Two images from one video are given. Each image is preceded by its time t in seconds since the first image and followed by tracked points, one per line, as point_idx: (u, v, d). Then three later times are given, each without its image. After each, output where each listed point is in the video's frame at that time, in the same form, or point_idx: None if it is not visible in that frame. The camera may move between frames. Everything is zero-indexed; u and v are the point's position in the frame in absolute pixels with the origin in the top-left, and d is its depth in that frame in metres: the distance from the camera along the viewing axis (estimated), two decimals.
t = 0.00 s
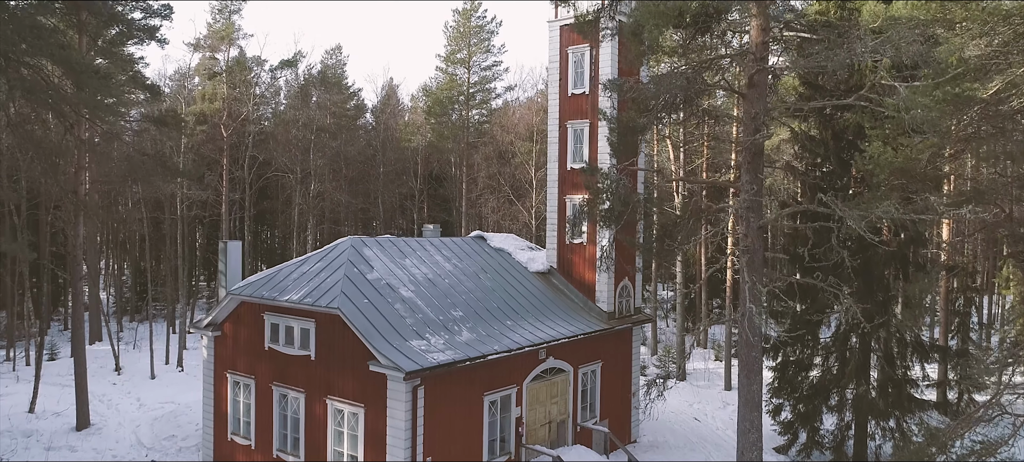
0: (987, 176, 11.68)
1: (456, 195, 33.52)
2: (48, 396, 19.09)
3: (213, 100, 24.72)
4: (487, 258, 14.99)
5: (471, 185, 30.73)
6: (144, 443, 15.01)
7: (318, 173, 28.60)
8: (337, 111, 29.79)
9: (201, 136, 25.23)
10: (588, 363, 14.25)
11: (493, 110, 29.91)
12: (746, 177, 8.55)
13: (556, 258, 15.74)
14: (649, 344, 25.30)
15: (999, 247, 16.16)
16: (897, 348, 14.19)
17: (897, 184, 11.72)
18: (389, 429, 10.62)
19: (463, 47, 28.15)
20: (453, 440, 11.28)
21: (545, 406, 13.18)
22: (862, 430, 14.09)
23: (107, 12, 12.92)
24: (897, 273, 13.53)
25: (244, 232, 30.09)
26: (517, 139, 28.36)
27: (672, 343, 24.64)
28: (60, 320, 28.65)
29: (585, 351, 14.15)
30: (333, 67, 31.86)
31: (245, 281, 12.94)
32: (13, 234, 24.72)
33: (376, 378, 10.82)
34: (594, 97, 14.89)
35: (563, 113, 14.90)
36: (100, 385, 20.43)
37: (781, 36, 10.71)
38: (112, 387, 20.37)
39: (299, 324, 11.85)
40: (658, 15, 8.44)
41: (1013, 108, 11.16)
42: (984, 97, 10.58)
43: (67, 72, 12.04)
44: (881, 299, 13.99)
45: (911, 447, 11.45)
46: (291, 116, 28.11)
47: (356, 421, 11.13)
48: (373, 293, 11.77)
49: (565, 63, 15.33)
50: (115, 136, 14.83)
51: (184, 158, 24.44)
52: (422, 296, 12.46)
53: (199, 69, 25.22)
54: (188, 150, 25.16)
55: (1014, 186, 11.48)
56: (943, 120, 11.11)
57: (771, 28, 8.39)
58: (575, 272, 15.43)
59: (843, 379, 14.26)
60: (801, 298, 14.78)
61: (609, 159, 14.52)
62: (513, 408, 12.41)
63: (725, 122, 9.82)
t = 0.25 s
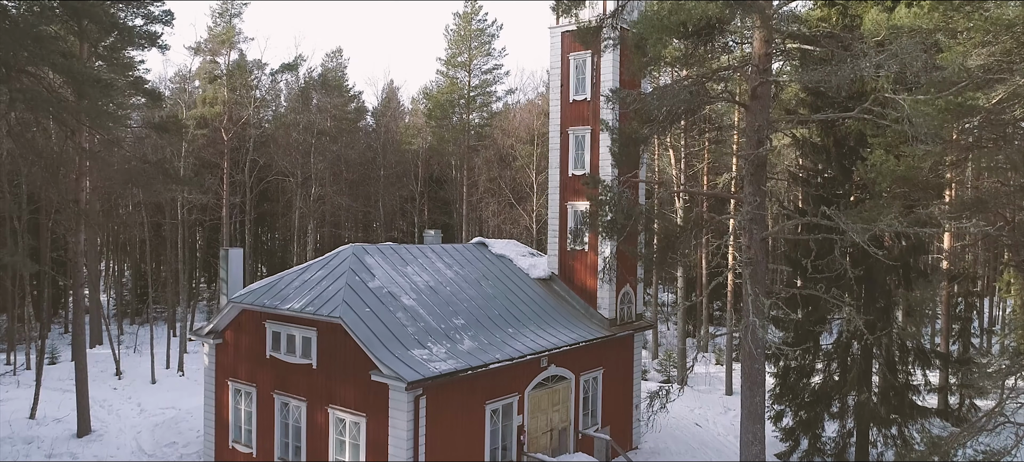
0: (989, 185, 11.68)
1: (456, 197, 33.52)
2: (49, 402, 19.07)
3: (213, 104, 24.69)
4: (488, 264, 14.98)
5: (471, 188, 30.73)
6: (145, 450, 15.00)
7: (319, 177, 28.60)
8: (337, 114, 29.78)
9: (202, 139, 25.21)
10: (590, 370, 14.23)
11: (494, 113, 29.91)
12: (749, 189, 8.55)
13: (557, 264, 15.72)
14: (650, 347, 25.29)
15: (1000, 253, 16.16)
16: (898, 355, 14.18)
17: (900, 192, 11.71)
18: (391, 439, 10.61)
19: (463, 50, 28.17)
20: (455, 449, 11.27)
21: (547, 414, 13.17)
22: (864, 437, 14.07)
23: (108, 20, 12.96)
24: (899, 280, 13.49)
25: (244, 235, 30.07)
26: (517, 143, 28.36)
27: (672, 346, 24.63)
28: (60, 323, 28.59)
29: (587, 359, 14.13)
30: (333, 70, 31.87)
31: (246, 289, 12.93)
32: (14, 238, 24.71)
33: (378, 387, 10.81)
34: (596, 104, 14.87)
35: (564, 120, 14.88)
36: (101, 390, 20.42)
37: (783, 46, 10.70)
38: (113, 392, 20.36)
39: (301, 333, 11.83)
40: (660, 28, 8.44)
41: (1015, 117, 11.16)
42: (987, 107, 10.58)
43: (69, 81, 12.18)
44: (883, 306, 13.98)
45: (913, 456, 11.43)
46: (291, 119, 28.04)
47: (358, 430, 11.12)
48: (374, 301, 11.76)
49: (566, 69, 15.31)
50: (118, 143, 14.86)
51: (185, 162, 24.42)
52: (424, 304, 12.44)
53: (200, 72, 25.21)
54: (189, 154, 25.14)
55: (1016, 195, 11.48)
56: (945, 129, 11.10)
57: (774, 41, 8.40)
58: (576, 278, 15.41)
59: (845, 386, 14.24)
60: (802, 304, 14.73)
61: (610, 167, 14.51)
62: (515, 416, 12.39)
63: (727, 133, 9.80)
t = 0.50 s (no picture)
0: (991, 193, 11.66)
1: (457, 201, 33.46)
2: (50, 407, 19.07)
3: (213, 108, 24.63)
4: (489, 271, 14.97)
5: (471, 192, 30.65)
6: (145, 457, 14.99)
7: (319, 180, 28.55)
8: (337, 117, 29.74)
9: (202, 143, 25.16)
10: (591, 377, 14.21)
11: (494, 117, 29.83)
12: (752, 201, 8.56)
13: (558, 270, 15.71)
14: (651, 351, 25.25)
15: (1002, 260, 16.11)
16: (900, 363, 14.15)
17: (900, 201, 11.71)
18: (392, 449, 10.60)
19: (464, 53, 28.12)
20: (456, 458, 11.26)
21: (548, 422, 13.15)
22: (865, 444, 14.06)
23: (109, 29, 13.02)
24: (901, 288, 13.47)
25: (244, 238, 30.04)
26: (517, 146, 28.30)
27: (673, 350, 24.61)
28: (60, 326, 28.55)
29: (588, 366, 14.11)
30: (333, 73, 31.81)
31: (247, 297, 12.93)
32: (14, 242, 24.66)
33: (379, 397, 10.79)
34: (597, 111, 14.85)
35: (565, 126, 14.86)
36: (101, 395, 20.40)
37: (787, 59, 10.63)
38: (113, 397, 20.34)
39: (302, 341, 11.82)
40: (663, 40, 8.42)
41: (1018, 126, 11.13)
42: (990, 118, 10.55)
43: (71, 91, 12.33)
44: (884, 314, 13.94)
45: None
46: (290, 122, 27.97)
47: (359, 440, 11.10)
48: (376, 310, 11.74)
49: (568, 76, 15.29)
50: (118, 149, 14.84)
51: (186, 166, 24.38)
52: (425, 312, 12.44)
53: (200, 76, 25.15)
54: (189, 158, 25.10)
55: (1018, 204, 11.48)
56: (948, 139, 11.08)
57: (777, 54, 8.38)
58: (577, 285, 15.40)
59: (846, 393, 14.20)
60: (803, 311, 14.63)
61: (611, 174, 14.49)
62: (516, 424, 12.38)
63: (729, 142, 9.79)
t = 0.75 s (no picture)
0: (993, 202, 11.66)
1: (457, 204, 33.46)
2: (51, 413, 19.06)
3: (214, 112, 24.59)
4: (490, 278, 14.96)
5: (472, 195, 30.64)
6: None
7: (319, 184, 28.51)
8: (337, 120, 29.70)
9: (203, 147, 25.14)
10: (592, 384, 14.20)
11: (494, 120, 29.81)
12: (754, 213, 8.56)
13: (560, 277, 15.70)
14: (652, 355, 25.24)
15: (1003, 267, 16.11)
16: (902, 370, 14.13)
17: (902, 210, 11.69)
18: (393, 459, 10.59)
19: (464, 57, 28.10)
20: None
21: (550, 429, 13.15)
22: (867, 452, 14.05)
23: (110, 37, 13.03)
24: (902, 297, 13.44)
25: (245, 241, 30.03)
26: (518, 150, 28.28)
27: (674, 354, 24.59)
28: (60, 329, 28.51)
29: (589, 373, 14.10)
30: (334, 76, 31.79)
31: (248, 305, 12.92)
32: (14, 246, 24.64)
33: (380, 406, 10.78)
34: (599, 118, 14.82)
35: (567, 133, 14.84)
36: (102, 400, 20.40)
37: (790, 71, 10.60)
38: (114, 402, 20.34)
39: (303, 350, 11.81)
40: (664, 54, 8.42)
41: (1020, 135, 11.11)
42: (993, 129, 10.54)
43: (72, 100, 12.40)
44: (886, 321, 13.92)
45: None
46: (289, 126, 27.95)
47: (361, 449, 11.09)
48: (377, 319, 11.73)
49: (569, 83, 15.26)
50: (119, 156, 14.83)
51: (186, 171, 24.38)
52: (426, 320, 12.42)
53: (200, 80, 25.11)
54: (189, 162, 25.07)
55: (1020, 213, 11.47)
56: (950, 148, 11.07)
57: (779, 68, 8.37)
58: (579, 292, 15.39)
59: (848, 400, 14.19)
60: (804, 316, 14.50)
61: (612, 182, 14.47)
62: (518, 433, 12.37)
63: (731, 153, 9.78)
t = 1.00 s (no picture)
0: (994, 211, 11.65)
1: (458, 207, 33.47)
2: (51, 418, 19.06)
3: (214, 116, 24.59)
4: (491, 285, 14.95)
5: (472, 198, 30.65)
6: None
7: (320, 187, 28.51)
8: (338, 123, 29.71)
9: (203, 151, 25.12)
10: (593, 392, 14.19)
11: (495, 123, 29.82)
12: (756, 225, 8.55)
13: (561, 283, 15.69)
14: (653, 359, 25.24)
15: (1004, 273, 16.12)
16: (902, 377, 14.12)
17: (903, 219, 11.68)
18: None
19: (465, 60, 28.13)
20: None
21: (550, 437, 13.13)
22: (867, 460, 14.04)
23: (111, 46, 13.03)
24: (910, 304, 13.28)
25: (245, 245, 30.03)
26: (518, 153, 28.29)
27: (674, 359, 24.60)
28: (60, 331, 28.48)
29: (590, 381, 14.09)
30: (334, 79, 31.81)
31: (249, 313, 12.91)
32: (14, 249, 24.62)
33: (381, 416, 10.77)
34: (599, 124, 14.80)
35: (568, 140, 14.84)
36: (103, 405, 20.40)
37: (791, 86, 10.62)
38: (114, 407, 20.34)
39: (304, 359, 11.80)
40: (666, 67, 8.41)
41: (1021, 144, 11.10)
42: (995, 139, 10.54)
43: (72, 109, 12.39)
44: (887, 329, 13.91)
45: None
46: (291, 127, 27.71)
47: (362, 459, 11.08)
48: (378, 328, 11.72)
49: (570, 89, 15.25)
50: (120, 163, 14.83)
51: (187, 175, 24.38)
52: (427, 328, 12.41)
53: (200, 84, 25.12)
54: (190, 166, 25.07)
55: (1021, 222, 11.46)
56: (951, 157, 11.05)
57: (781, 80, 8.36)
58: (580, 299, 15.37)
59: (849, 408, 14.18)
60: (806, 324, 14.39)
61: (613, 189, 14.46)
62: (519, 442, 12.36)
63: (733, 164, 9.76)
